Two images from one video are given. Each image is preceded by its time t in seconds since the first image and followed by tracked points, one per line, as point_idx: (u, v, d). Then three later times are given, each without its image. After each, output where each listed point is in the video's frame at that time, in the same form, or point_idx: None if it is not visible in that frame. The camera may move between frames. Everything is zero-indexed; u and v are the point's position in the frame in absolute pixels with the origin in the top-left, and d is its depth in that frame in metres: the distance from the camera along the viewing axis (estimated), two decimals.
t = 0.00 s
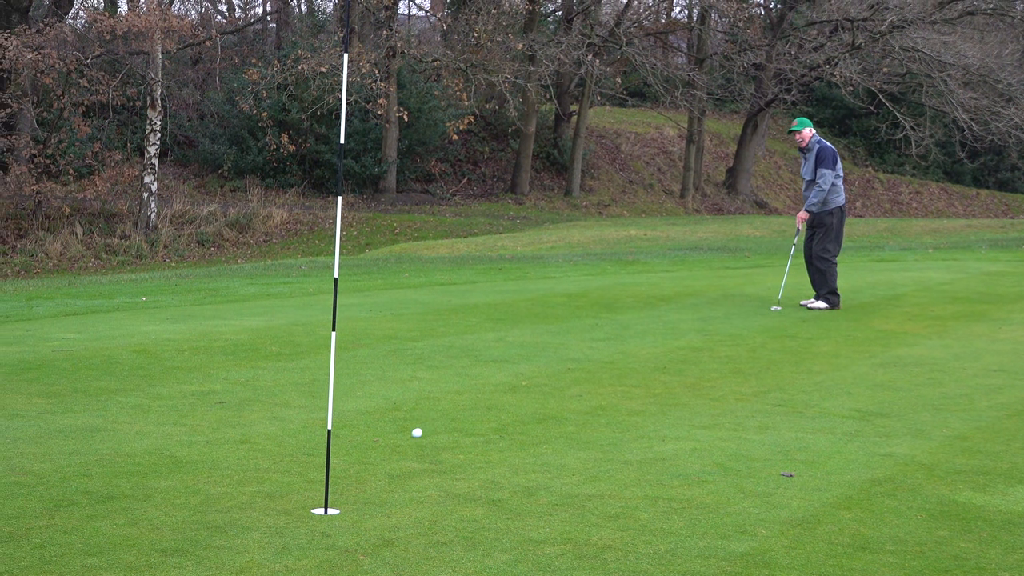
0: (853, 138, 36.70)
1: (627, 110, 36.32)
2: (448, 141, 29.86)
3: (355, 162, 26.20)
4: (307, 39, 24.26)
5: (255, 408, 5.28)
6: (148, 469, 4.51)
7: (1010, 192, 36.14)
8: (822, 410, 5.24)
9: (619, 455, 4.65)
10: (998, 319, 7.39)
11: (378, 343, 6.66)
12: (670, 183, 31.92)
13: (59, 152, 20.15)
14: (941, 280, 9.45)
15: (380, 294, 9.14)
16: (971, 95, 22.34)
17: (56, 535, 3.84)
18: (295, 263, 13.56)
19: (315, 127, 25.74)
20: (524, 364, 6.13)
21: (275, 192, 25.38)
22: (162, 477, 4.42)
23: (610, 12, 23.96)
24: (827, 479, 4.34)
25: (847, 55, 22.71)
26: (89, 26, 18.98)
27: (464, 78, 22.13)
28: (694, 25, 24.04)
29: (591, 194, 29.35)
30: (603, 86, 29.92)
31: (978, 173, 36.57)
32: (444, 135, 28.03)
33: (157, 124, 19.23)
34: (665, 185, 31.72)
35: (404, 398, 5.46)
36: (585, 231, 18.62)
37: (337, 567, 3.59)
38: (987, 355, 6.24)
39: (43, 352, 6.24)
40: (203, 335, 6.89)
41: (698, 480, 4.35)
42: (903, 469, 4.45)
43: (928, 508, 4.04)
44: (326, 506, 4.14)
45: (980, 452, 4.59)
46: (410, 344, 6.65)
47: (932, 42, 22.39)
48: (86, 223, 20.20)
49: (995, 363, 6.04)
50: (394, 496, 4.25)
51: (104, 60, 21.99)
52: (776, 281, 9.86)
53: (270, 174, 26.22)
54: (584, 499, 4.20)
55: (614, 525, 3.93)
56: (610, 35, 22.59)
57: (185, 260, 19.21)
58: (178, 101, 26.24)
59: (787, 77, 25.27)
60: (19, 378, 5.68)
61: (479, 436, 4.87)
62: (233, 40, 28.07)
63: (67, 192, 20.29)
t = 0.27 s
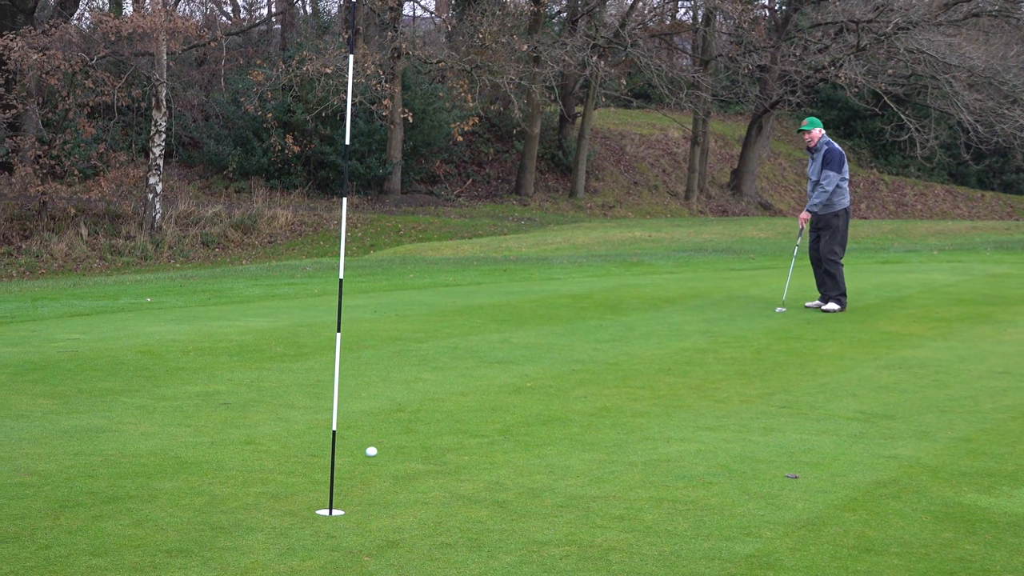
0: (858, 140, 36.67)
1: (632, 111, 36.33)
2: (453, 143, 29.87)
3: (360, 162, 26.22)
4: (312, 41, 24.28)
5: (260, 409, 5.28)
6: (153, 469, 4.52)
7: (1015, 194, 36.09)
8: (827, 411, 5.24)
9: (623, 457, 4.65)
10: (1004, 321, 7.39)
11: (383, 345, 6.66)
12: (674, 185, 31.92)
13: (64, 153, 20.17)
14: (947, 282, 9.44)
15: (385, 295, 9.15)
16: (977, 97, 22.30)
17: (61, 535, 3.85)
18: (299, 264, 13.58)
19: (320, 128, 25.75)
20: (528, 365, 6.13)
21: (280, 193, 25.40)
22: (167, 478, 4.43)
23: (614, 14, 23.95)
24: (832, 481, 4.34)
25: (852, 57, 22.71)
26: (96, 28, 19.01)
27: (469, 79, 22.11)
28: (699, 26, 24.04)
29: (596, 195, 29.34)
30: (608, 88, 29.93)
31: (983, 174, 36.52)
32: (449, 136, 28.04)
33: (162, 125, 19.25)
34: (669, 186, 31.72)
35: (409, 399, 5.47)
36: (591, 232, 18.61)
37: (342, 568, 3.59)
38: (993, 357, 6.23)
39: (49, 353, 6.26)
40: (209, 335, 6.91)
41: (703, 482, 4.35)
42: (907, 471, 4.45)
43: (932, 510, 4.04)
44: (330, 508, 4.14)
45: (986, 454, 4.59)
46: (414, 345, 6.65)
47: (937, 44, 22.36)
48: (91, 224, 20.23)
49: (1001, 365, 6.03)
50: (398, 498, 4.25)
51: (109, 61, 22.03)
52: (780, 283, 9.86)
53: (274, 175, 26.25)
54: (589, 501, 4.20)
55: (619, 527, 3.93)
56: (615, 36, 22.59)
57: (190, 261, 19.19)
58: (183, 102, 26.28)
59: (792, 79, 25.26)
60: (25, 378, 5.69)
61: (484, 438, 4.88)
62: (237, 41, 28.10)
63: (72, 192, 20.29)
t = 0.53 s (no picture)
0: (863, 141, 36.64)
1: (636, 111, 36.35)
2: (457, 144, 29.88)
3: (365, 163, 26.26)
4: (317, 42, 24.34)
5: (265, 410, 5.29)
6: (158, 470, 4.53)
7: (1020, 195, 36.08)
8: (832, 412, 5.24)
9: (628, 458, 4.65)
10: (1009, 321, 7.40)
11: (387, 346, 6.66)
12: (679, 186, 31.93)
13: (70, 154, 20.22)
14: (951, 282, 9.45)
15: (389, 296, 9.17)
16: (981, 98, 22.32)
17: (67, 535, 3.85)
18: (303, 265, 13.60)
19: (325, 129, 25.81)
20: (533, 366, 6.13)
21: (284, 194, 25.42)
22: (172, 479, 4.43)
23: (619, 15, 23.95)
24: (837, 482, 4.33)
25: (856, 58, 22.75)
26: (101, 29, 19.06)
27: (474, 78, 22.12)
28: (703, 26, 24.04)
29: (601, 197, 29.35)
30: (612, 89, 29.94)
31: (988, 175, 36.46)
32: (454, 137, 28.09)
33: (167, 126, 19.29)
34: (674, 188, 31.74)
35: (413, 400, 5.47)
36: (595, 232, 18.64)
37: (347, 569, 3.60)
38: (997, 358, 6.23)
39: (53, 354, 6.26)
40: (214, 336, 6.92)
41: (708, 483, 4.35)
42: (913, 471, 4.45)
43: (938, 511, 4.03)
44: (335, 509, 4.14)
45: (991, 455, 4.59)
46: (419, 346, 6.65)
47: (942, 45, 22.36)
48: (96, 225, 20.27)
49: (1004, 366, 6.03)
50: (403, 499, 4.25)
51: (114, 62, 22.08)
52: (784, 284, 9.85)
53: (280, 176, 26.33)
54: (595, 503, 4.19)
55: (624, 527, 3.93)
56: (619, 36, 22.64)
57: (195, 262, 19.19)
58: (189, 103, 26.34)
59: (796, 80, 25.24)
60: (30, 379, 5.70)
61: (488, 438, 4.88)
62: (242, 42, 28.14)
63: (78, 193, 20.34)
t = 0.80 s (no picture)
0: (868, 141, 36.58)
1: (642, 112, 36.27)
2: (462, 144, 29.87)
3: (369, 164, 26.27)
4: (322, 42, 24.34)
5: (270, 411, 5.29)
6: (162, 470, 4.53)
7: None
8: (838, 413, 5.23)
9: (633, 459, 4.64)
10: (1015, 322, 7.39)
11: (392, 346, 6.66)
12: (684, 187, 31.90)
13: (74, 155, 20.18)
14: (957, 283, 9.44)
15: (394, 296, 9.17)
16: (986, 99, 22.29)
17: (72, 535, 3.86)
18: (307, 265, 13.57)
19: (330, 130, 25.83)
20: (538, 367, 6.13)
21: (289, 194, 25.40)
22: (177, 480, 4.43)
23: (623, 16, 23.90)
24: (842, 483, 4.33)
25: (861, 59, 22.73)
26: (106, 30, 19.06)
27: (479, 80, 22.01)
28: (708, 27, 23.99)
29: (605, 197, 29.33)
30: (616, 90, 29.90)
31: (993, 176, 36.38)
32: (458, 138, 28.07)
33: (172, 126, 19.27)
34: (679, 188, 31.70)
35: (418, 401, 5.47)
36: (600, 234, 18.62)
37: (352, 569, 3.60)
38: (1002, 359, 6.23)
39: (59, 355, 6.27)
40: (220, 336, 6.93)
41: (712, 484, 4.35)
42: (918, 473, 4.44)
43: (943, 512, 4.03)
44: (340, 510, 4.14)
45: (996, 456, 4.58)
46: (424, 347, 6.65)
47: (947, 45, 22.32)
48: (101, 225, 20.24)
49: (1010, 367, 6.02)
50: (408, 499, 4.25)
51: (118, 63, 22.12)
52: (790, 285, 9.84)
53: (285, 176, 26.38)
54: (600, 503, 4.19)
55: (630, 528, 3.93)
56: (624, 37, 22.56)
57: (201, 262, 19.14)
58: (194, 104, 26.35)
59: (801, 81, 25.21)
60: (35, 379, 5.70)
61: (492, 439, 4.88)
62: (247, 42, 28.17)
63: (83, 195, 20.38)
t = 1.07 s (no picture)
0: (876, 142, 36.43)
1: (651, 112, 36.17)
2: (471, 145, 29.86)
3: (379, 165, 26.31)
4: (331, 43, 24.37)
5: (280, 411, 5.30)
6: (172, 470, 4.54)
7: None
8: (848, 413, 5.23)
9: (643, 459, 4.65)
10: None
11: (401, 347, 6.67)
12: (693, 187, 31.90)
13: (84, 156, 20.34)
14: (965, 283, 9.44)
15: (404, 297, 9.19)
16: (995, 99, 22.22)
17: (83, 535, 3.88)
18: (318, 265, 13.56)
19: (340, 131, 25.89)
20: (547, 368, 6.13)
21: (299, 195, 25.49)
22: (187, 479, 4.45)
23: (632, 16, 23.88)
24: (852, 483, 4.34)
25: (869, 60, 22.71)
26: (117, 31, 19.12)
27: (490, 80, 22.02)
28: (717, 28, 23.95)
29: (614, 198, 29.34)
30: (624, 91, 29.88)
31: (1002, 177, 36.12)
32: (468, 139, 28.03)
33: (182, 127, 19.28)
34: (687, 189, 31.69)
35: (427, 401, 5.48)
36: (609, 235, 18.64)
37: (362, 569, 3.61)
38: (1011, 359, 6.23)
39: (70, 354, 6.29)
40: (232, 336, 6.94)
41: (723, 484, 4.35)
42: (927, 474, 4.44)
43: (953, 512, 4.04)
44: (349, 509, 4.16)
45: (1005, 457, 4.59)
46: (433, 347, 6.67)
47: (956, 46, 22.24)
48: (111, 226, 20.08)
49: (1019, 368, 6.02)
50: (418, 499, 4.27)
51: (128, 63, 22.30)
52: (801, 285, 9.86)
53: (295, 177, 26.31)
54: (611, 503, 4.20)
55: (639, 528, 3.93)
56: (633, 38, 22.50)
57: (211, 262, 19.23)
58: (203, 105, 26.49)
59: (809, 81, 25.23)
60: (47, 379, 5.72)
61: (502, 439, 4.88)
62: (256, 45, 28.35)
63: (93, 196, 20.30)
